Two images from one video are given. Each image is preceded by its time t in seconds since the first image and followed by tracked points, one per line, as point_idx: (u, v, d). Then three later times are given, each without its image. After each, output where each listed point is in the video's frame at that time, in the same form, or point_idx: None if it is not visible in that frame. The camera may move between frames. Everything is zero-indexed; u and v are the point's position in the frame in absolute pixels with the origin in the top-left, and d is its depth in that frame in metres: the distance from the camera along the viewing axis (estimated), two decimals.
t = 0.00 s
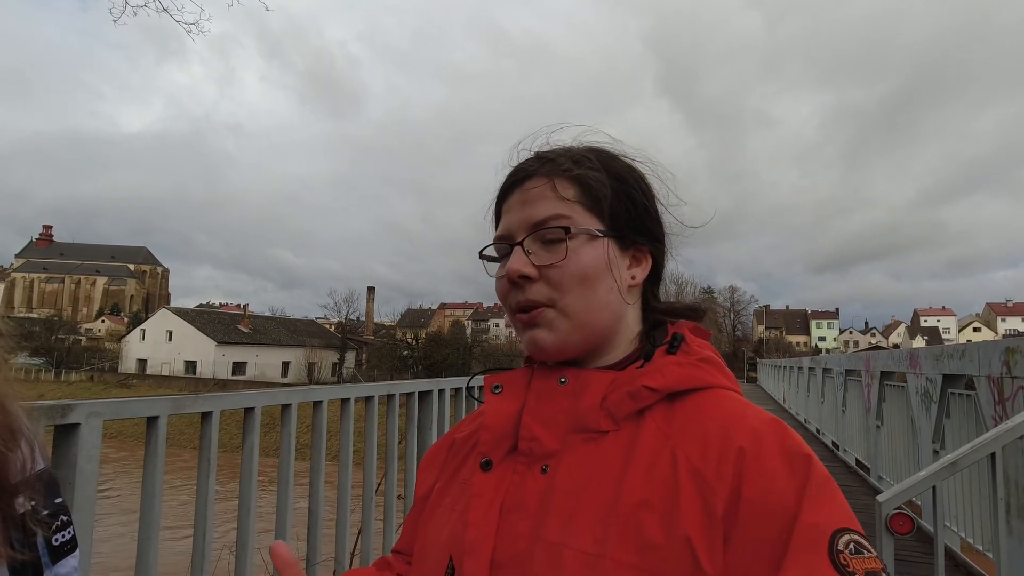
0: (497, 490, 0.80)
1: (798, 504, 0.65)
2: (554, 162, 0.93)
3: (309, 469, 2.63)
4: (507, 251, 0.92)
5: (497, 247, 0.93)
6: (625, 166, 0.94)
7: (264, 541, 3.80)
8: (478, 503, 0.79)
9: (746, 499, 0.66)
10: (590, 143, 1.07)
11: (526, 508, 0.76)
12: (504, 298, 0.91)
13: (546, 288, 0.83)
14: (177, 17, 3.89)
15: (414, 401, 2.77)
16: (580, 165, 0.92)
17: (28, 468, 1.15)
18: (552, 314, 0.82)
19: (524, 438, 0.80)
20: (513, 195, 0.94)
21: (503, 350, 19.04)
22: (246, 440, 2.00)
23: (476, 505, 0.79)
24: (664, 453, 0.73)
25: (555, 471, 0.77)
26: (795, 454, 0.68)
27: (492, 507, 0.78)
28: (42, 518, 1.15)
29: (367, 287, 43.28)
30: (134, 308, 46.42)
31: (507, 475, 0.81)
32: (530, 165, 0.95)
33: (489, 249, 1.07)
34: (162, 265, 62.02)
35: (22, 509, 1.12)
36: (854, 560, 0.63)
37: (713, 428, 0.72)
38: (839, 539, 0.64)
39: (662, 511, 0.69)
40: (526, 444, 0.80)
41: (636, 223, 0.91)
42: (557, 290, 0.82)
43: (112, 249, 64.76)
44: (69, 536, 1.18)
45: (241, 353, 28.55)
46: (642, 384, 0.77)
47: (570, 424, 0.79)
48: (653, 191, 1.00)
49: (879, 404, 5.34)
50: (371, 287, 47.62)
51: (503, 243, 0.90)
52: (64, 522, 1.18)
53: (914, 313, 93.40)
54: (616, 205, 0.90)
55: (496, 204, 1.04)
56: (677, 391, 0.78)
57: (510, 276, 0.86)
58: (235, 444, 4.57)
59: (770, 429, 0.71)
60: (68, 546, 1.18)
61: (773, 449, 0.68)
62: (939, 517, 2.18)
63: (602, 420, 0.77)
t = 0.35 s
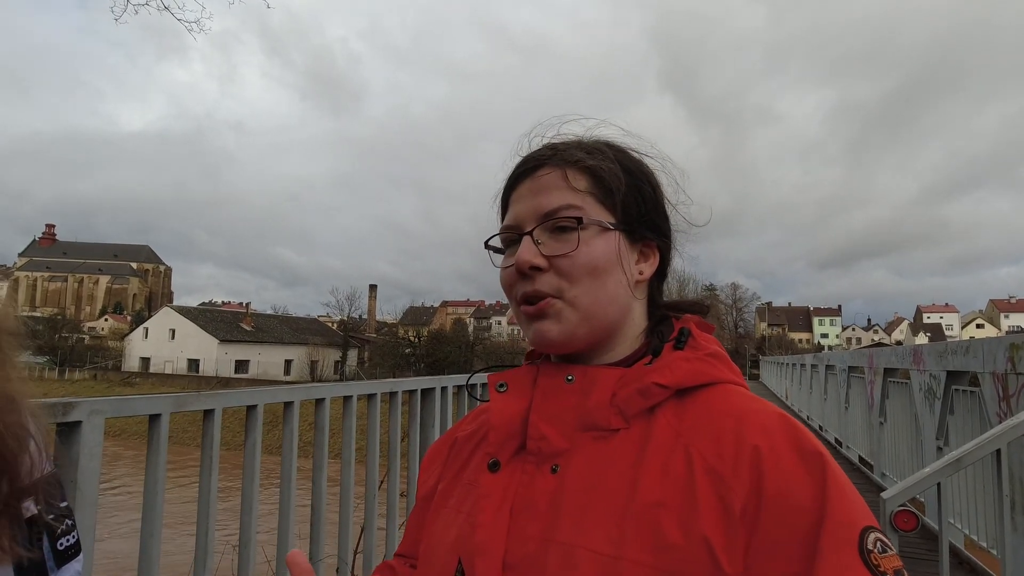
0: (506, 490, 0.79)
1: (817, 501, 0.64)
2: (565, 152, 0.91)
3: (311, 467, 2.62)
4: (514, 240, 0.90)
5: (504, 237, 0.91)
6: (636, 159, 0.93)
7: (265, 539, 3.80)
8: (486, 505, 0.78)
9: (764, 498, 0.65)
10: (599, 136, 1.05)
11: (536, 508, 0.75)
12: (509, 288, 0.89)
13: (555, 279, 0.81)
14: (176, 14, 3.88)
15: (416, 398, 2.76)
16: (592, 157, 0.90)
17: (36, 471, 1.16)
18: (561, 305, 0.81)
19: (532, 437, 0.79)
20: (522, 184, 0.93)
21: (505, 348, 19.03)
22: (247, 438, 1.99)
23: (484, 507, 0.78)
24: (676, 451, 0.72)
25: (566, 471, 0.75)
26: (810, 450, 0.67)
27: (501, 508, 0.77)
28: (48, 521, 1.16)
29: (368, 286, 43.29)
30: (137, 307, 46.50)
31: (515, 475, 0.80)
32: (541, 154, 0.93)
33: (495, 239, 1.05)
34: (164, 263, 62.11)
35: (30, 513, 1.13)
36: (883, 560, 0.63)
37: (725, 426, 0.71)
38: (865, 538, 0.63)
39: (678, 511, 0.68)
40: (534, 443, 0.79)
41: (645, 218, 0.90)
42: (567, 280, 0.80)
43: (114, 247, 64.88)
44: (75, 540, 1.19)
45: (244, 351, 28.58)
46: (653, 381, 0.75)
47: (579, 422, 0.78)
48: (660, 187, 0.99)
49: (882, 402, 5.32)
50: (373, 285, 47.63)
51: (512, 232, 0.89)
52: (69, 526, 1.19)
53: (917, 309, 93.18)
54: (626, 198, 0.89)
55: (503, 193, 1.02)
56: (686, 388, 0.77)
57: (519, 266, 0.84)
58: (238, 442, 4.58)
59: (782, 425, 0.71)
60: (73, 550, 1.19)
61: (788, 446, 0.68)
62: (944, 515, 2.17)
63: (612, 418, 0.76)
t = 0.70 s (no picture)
0: (510, 491, 0.78)
1: (825, 501, 0.63)
2: (557, 156, 0.88)
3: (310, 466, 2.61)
4: (512, 248, 0.89)
5: (502, 246, 0.89)
6: (631, 156, 0.90)
7: (264, 538, 3.79)
8: (491, 507, 0.77)
9: (771, 498, 0.64)
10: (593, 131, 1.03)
11: (541, 510, 0.74)
12: (510, 297, 0.88)
13: (558, 289, 0.80)
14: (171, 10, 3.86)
15: (415, 396, 2.75)
16: (585, 159, 0.88)
17: (32, 473, 1.14)
18: (565, 314, 0.80)
19: (535, 438, 0.78)
20: (515, 190, 0.90)
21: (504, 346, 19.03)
22: (246, 436, 1.98)
23: (489, 508, 0.77)
24: (682, 451, 0.71)
25: (570, 472, 0.75)
26: (816, 451, 0.66)
27: (506, 510, 0.76)
28: (46, 524, 1.15)
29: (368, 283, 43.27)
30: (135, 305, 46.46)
31: (518, 476, 0.79)
32: (533, 159, 0.90)
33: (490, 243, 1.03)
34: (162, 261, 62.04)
35: (28, 515, 1.12)
36: (892, 558, 0.62)
37: (731, 426, 0.71)
38: (874, 537, 0.62)
39: (684, 512, 0.67)
40: (537, 444, 0.77)
41: (643, 216, 0.88)
42: (570, 289, 0.79)
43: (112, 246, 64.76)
44: (73, 543, 1.18)
45: (243, 350, 28.57)
46: (657, 382, 0.74)
47: (583, 423, 0.77)
48: (657, 181, 0.96)
49: (882, 398, 5.32)
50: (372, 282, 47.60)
51: (509, 241, 0.86)
52: (67, 529, 1.18)
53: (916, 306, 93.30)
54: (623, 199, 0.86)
55: (495, 198, 0.99)
56: (690, 387, 0.76)
57: (519, 277, 0.83)
58: (237, 439, 4.58)
59: (788, 425, 0.70)
60: (71, 553, 1.18)
61: (795, 446, 0.67)
62: (944, 511, 2.17)
63: (616, 419, 0.75)
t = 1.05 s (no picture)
0: (501, 492, 0.77)
1: (816, 501, 0.64)
2: (538, 151, 0.86)
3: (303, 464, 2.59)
4: (495, 249, 0.87)
5: (484, 245, 0.87)
6: (614, 149, 0.87)
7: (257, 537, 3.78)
8: (482, 508, 0.76)
9: (762, 498, 0.65)
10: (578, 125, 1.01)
11: (533, 510, 0.73)
12: (495, 298, 0.87)
13: (541, 289, 0.79)
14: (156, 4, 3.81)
15: (407, 394, 2.74)
16: (566, 154, 0.85)
17: (19, 479, 1.11)
18: (549, 316, 0.79)
19: (527, 438, 0.78)
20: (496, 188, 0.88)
21: (497, 342, 19.05)
22: (237, 437, 1.96)
23: (480, 509, 0.76)
24: (673, 451, 0.72)
25: (561, 473, 0.74)
26: (806, 451, 0.67)
27: (497, 510, 0.75)
28: (36, 530, 1.12)
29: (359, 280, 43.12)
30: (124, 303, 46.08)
31: (509, 477, 0.78)
32: (513, 156, 0.88)
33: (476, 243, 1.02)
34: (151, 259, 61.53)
35: (17, 521, 1.09)
36: (878, 557, 0.63)
37: (722, 425, 0.71)
38: (861, 535, 0.63)
39: (676, 513, 0.67)
40: (529, 444, 0.77)
41: (629, 211, 0.86)
42: (552, 290, 0.78)
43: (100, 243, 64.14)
44: (64, 547, 1.15)
45: (234, 348, 28.41)
46: (648, 381, 0.75)
47: (574, 424, 0.76)
48: (644, 173, 0.94)
49: (871, 391, 5.37)
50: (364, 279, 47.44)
51: (491, 241, 0.85)
52: (56, 534, 1.15)
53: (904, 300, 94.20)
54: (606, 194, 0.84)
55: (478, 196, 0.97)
56: (682, 386, 0.77)
57: (501, 278, 0.81)
58: (228, 438, 4.54)
59: (778, 423, 0.71)
60: (61, 559, 1.15)
61: (786, 445, 0.68)
62: (934, 504, 2.18)
63: (607, 418, 0.75)
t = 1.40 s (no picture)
0: (500, 486, 0.79)
1: (806, 489, 0.66)
2: (535, 155, 0.87)
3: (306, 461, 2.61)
4: (493, 251, 0.89)
5: (483, 247, 0.89)
6: (611, 154, 0.89)
7: (260, 534, 3.80)
8: (481, 501, 0.78)
9: (752, 487, 0.68)
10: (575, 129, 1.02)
11: (530, 503, 0.75)
12: (493, 298, 0.88)
13: (539, 290, 0.81)
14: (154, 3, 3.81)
15: (409, 391, 2.76)
16: (563, 158, 0.86)
17: (29, 479, 1.14)
18: (546, 316, 0.81)
19: (524, 433, 0.80)
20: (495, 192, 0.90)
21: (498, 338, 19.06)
22: (241, 435, 1.98)
23: (478, 503, 0.78)
24: (666, 444, 0.74)
25: (558, 466, 0.77)
26: (796, 440, 0.70)
27: (495, 503, 0.78)
28: (46, 528, 1.14)
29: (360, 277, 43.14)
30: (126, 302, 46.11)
31: (507, 471, 0.80)
32: (511, 160, 0.89)
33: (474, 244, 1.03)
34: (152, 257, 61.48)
35: (29, 519, 1.12)
36: (866, 542, 0.65)
37: (714, 416, 0.74)
38: (849, 521, 0.65)
39: (668, 504, 0.69)
40: (526, 438, 0.79)
41: (625, 215, 0.87)
42: (549, 291, 0.80)
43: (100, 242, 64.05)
44: (74, 544, 1.18)
45: (235, 345, 28.46)
46: (641, 374, 0.78)
47: (570, 418, 0.79)
48: (640, 177, 0.95)
49: (872, 385, 5.39)
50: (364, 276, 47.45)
51: (489, 243, 0.86)
52: (67, 531, 1.18)
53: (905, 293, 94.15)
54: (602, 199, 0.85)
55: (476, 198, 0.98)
56: (676, 379, 0.79)
57: (498, 279, 0.83)
58: (231, 436, 4.56)
59: (769, 414, 0.73)
60: (71, 554, 1.18)
61: (776, 435, 0.70)
62: (934, 497, 2.20)
63: (602, 412, 0.78)
